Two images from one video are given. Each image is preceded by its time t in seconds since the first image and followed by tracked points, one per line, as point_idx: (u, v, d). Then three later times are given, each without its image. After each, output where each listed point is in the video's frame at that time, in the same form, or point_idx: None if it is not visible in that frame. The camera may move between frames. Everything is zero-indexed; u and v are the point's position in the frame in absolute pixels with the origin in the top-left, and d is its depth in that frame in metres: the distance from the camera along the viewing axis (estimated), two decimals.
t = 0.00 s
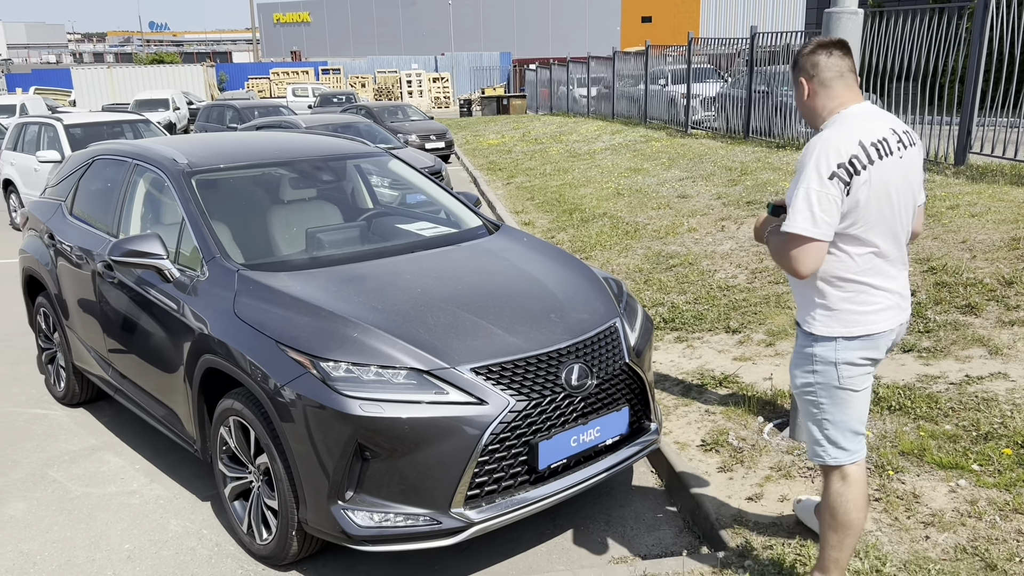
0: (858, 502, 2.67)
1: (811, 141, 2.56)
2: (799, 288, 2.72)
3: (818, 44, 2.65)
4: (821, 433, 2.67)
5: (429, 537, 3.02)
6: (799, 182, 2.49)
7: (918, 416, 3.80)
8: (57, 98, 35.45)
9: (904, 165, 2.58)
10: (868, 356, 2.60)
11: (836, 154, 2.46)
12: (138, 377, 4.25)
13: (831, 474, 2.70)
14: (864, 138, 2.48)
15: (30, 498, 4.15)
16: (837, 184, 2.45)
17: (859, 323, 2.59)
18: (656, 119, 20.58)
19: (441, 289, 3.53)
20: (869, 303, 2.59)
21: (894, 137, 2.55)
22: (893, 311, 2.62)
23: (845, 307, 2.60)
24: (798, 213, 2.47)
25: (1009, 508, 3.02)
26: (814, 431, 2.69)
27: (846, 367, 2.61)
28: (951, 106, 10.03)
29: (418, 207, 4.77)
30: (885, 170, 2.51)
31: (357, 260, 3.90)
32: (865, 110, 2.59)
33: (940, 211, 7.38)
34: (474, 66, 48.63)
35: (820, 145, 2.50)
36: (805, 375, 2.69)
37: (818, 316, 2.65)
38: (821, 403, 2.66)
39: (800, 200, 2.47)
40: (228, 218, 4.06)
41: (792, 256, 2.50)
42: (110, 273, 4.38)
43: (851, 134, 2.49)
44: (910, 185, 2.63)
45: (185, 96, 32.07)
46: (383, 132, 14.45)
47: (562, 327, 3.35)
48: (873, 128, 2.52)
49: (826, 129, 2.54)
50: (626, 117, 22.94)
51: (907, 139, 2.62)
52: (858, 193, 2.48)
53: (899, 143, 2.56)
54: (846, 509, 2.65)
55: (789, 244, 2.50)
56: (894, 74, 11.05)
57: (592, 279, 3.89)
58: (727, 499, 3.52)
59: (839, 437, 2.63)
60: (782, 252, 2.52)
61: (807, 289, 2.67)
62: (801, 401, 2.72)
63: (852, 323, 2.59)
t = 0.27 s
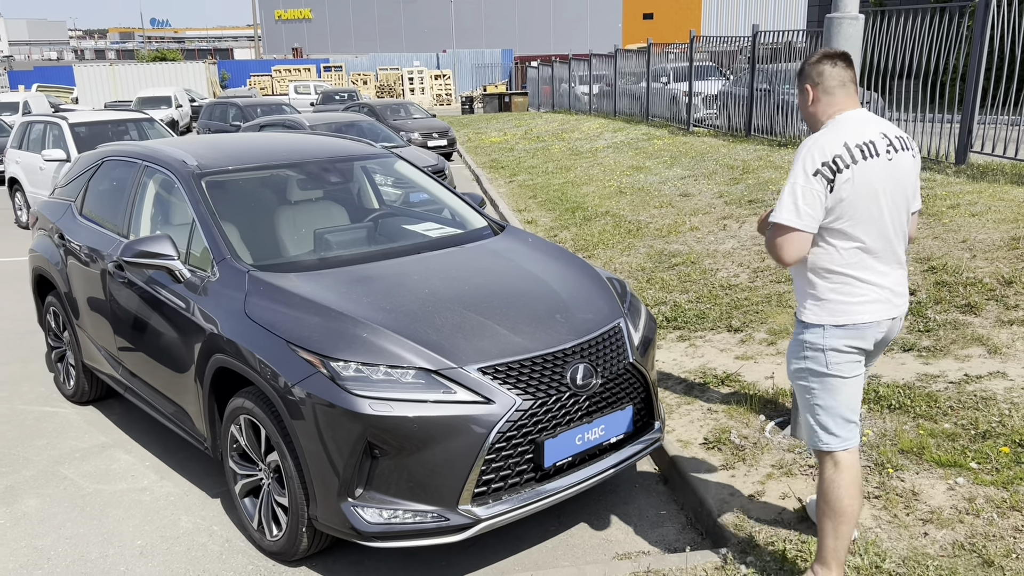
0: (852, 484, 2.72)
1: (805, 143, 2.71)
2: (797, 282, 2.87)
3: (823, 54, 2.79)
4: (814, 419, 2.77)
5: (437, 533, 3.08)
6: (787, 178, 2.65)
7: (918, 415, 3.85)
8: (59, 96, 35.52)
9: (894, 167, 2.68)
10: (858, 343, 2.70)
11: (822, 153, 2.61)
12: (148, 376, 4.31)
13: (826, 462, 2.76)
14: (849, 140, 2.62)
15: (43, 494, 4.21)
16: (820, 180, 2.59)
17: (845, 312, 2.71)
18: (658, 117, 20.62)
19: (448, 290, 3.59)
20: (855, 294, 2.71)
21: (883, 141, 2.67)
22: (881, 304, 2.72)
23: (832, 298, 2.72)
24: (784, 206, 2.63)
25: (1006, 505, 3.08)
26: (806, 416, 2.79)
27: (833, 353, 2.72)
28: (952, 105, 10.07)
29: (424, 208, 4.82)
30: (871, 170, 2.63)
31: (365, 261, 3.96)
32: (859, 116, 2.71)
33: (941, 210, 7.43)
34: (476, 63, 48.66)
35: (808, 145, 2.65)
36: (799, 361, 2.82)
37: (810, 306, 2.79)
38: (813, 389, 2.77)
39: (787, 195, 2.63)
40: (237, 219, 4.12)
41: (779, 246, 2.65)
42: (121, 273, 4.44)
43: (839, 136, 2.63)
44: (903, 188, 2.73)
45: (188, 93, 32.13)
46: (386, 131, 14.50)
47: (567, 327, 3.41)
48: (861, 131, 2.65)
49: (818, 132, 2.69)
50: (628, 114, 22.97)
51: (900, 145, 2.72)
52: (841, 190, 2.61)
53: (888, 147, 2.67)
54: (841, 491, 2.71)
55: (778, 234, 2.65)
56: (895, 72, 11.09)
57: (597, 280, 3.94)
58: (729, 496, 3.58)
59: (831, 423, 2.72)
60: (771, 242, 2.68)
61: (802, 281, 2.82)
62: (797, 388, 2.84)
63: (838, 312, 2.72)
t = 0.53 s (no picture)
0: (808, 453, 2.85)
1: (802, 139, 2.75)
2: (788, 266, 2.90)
3: (820, 58, 2.81)
4: (774, 385, 2.87)
5: (440, 530, 3.11)
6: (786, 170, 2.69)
7: (918, 413, 3.88)
8: (62, 92, 35.58)
9: (886, 160, 2.71)
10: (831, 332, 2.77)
11: (816, 144, 2.65)
12: (153, 373, 4.34)
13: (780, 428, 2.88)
14: (842, 133, 2.66)
15: (49, 491, 4.25)
16: (817, 169, 2.63)
17: (828, 296, 2.74)
18: (661, 113, 20.61)
19: (451, 289, 3.62)
20: (844, 280, 2.73)
21: (876, 135, 2.70)
22: (870, 292, 2.74)
23: (819, 281, 2.75)
24: (783, 196, 2.67)
25: (1004, 503, 3.10)
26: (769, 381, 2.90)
27: (812, 337, 2.77)
28: (954, 101, 10.07)
29: (426, 206, 4.85)
30: (863, 162, 2.66)
31: (368, 259, 3.99)
32: (854, 113, 2.74)
33: (943, 207, 7.45)
34: (479, 59, 48.65)
35: (803, 138, 2.70)
36: (776, 331, 2.87)
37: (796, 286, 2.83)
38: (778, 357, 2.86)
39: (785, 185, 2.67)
40: (242, 218, 4.16)
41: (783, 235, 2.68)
42: (126, 271, 4.47)
43: (832, 129, 2.67)
44: (896, 180, 2.76)
45: (191, 90, 32.14)
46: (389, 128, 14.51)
47: (569, 326, 3.43)
48: (854, 124, 2.69)
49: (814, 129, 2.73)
50: (631, 111, 22.96)
51: (892, 140, 2.76)
52: (837, 180, 2.65)
53: (880, 140, 2.71)
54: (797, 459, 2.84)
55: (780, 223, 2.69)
56: (898, 69, 11.10)
57: (599, 279, 3.97)
58: (730, 494, 3.60)
59: (789, 393, 2.84)
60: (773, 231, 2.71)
61: (793, 266, 2.85)
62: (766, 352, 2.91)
63: (824, 298, 2.75)
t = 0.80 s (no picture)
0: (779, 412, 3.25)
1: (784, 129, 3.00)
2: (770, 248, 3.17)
3: (805, 51, 3.07)
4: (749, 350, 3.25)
5: (438, 526, 3.13)
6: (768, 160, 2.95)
7: (916, 410, 3.89)
8: (66, 89, 35.63)
9: (860, 152, 2.96)
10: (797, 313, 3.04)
11: (796, 135, 2.90)
12: (154, 370, 4.36)
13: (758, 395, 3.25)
14: (818, 126, 2.91)
15: (51, 486, 4.28)
16: (795, 158, 2.88)
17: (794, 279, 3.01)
18: (664, 109, 20.58)
19: (449, 286, 3.63)
20: (814, 262, 2.98)
21: (850, 128, 2.95)
22: (836, 274, 2.98)
23: (789, 263, 3.02)
24: (765, 183, 2.93)
25: (1000, 500, 3.11)
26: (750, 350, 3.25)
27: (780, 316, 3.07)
28: (957, 97, 10.05)
29: (425, 202, 4.86)
30: (837, 153, 2.91)
31: (367, 257, 4.00)
32: (831, 105, 3.01)
33: (944, 204, 7.44)
34: (481, 55, 48.63)
35: (784, 129, 2.95)
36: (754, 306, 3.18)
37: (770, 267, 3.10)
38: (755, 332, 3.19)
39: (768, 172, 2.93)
40: (242, 215, 4.17)
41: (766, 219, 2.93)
42: (127, 268, 4.49)
43: (811, 122, 2.93)
44: (868, 171, 3.00)
45: (194, 87, 32.18)
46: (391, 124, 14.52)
47: (567, 323, 3.45)
48: (830, 119, 2.94)
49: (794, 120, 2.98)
50: (634, 107, 22.94)
51: (865, 134, 3.00)
52: (813, 170, 2.90)
53: (853, 134, 2.95)
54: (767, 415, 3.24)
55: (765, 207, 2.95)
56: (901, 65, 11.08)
57: (597, 276, 3.98)
58: (727, 491, 3.61)
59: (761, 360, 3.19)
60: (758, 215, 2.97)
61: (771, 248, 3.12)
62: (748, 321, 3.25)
63: (790, 281, 3.02)
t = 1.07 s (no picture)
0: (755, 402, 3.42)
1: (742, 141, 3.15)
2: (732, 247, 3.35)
3: (767, 61, 3.19)
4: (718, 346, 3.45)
5: (434, 518, 3.15)
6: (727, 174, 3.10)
7: (914, 404, 3.89)
8: (72, 84, 35.73)
9: (812, 163, 3.13)
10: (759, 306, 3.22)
11: (752, 149, 3.06)
12: (155, 364, 4.39)
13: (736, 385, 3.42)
14: (772, 141, 3.07)
15: (53, 479, 4.31)
16: (750, 172, 3.05)
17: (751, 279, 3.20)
18: (669, 104, 20.52)
19: (446, 280, 3.64)
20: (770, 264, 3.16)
21: (802, 139, 3.11)
22: (791, 275, 3.17)
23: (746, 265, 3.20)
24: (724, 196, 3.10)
25: (996, 494, 3.11)
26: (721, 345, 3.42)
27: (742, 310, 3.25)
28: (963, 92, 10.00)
29: (425, 197, 4.87)
30: (789, 165, 3.08)
31: (365, 251, 4.02)
32: (789, 117, 3.15)
33: (948, 199, 7.42)
34: (487, 50, 48.59)
35: (740, 143, 3.10)
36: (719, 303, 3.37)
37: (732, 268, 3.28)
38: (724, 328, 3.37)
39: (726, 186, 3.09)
40: (242, 210, 4.19)
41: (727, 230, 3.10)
42: (128, 263, 4.52)
43: (768, 136, 3.08)
44: (821, 179, 3.17)
45: (200, 82, 32.23)
46: (395, 119, 14.52)
47: (563, 318, 3.45)
48: (783, 133, 3.09)
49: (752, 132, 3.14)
50: (639, 102, 22.89)
51: (820, 143, 3.16)
52: (767, 182, 3.07)
53: (806, 146, 3.11)
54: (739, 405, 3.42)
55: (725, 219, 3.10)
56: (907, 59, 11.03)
57: (594, 271, 3.98)
58: (724, 485, 3.62)
59: (728, 354, 3.39)
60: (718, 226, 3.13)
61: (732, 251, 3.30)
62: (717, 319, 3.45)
63: (748, 281, 3.20)
